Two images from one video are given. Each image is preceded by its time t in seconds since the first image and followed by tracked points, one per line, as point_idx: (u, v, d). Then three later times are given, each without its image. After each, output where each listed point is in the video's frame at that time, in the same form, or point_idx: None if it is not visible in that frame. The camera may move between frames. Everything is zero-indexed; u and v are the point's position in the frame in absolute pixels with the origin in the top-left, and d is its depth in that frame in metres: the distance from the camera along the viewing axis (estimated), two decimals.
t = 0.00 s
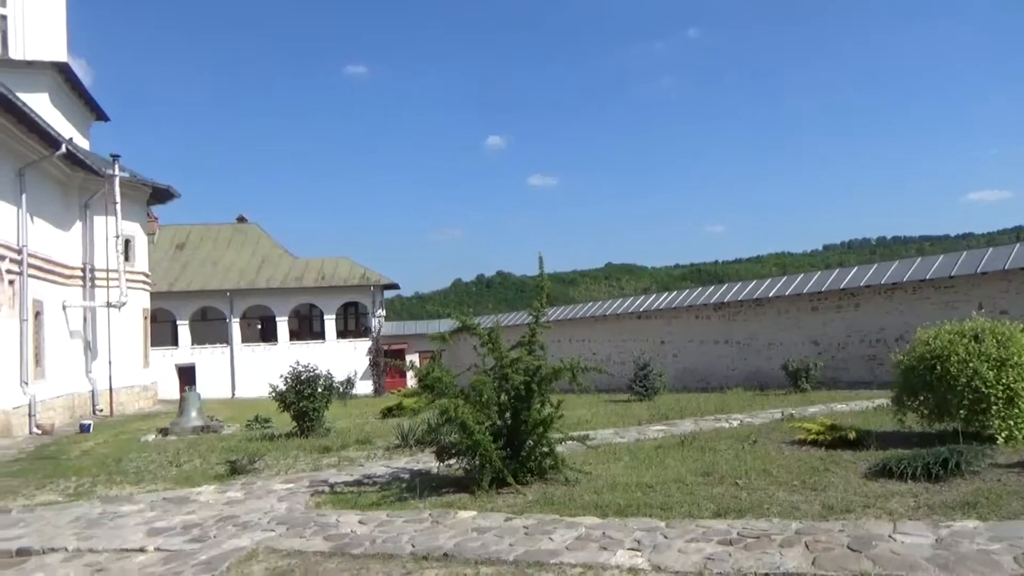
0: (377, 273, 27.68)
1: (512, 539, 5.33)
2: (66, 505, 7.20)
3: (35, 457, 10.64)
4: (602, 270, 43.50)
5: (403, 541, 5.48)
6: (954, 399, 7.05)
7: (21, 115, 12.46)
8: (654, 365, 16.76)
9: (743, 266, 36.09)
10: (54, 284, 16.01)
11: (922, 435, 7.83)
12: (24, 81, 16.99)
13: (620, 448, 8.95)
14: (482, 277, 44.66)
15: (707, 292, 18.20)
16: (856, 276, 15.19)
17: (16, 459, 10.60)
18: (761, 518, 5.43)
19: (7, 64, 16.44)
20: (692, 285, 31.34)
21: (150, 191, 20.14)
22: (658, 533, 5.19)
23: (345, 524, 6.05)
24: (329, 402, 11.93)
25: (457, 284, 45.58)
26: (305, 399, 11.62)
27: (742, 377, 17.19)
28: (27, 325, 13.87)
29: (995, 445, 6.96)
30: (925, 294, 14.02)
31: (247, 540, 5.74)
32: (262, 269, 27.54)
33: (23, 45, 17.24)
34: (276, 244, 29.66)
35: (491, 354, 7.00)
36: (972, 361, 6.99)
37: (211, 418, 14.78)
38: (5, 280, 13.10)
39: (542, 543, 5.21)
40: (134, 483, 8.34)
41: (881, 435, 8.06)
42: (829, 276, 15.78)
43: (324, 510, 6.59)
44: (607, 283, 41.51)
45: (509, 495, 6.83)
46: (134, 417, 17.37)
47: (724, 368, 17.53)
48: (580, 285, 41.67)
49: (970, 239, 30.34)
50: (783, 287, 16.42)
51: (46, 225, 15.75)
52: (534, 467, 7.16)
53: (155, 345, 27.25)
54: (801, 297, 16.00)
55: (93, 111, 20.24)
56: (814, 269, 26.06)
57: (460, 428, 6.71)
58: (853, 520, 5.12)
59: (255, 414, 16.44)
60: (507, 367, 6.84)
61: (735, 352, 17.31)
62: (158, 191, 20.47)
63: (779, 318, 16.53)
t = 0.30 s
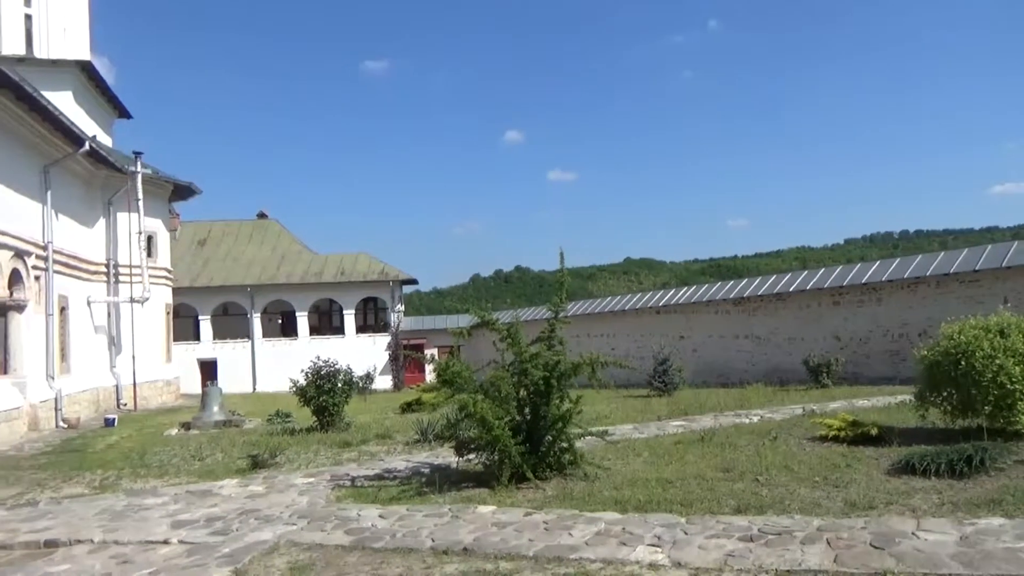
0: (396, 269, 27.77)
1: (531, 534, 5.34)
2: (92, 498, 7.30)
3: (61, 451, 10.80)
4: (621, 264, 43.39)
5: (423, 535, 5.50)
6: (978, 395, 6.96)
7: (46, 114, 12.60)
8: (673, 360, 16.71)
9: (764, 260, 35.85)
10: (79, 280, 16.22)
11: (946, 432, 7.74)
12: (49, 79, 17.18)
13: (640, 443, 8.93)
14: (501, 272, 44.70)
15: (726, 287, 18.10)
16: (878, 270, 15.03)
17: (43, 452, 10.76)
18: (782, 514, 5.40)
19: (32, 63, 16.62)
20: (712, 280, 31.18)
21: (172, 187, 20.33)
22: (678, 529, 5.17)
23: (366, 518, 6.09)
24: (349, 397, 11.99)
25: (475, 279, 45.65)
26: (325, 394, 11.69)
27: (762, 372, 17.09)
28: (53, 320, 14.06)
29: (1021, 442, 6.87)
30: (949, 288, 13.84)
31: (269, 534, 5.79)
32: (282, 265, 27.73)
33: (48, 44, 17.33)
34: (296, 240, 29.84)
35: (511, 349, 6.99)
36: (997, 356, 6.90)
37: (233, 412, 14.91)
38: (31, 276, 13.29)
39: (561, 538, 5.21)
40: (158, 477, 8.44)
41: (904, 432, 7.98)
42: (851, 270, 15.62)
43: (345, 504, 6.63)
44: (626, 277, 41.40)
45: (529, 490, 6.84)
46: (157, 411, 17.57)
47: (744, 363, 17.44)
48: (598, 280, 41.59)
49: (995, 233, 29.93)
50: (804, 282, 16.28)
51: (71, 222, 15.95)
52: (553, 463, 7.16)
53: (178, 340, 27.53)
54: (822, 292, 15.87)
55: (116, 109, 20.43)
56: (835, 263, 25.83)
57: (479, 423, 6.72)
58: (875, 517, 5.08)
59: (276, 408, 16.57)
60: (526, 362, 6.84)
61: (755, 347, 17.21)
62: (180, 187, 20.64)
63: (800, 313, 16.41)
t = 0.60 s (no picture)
0: (416, 267, 27.85)
1: (553, 532, 5.34)
2: (119, 495, 7.39)
3: (88, 449, 10.95)
4: (640, 262, 43.26)
5: (445, 533, 5.52)
6: (1006, 393, 6.87)
7: (70, 117, 12.77)
8: (694, 358, 16.63)
9: (785, 257, 35.58)
10: (105, 281, 16.43)
11: (972, 431, 7.65)
12: (73, 82, 17.42)
13: (661, 442, 8.90)
14: (520, 271, 44.72)
15: (748, 284, 17.98)
16: (902, 267, 14.86)
17: (71, 450, 10.92)
18: (805, 513, 5.36)
19: (57, 67, 16.85)
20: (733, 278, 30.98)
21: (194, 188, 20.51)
22: (700, 528, 5.15)
23: (388, 515, 6.12)
24: (370, 396, 12.05)
25: (495, 278, 45.70)
26: (346, 392, 11.76)
27: (784, 370, 16.96)
28: (79, 320, 14.25)
29: None
30: (975, 285, 13.66)
31: (293, 531, 5.84)
32: (303, 264, 27.91)
33: (73, 47, 17.50)
34: (316, 239, 30.03)
35: (531, 347, 7.00)
36: None
37: (255, 410, 15.04)
38: (58, 277, 13.49)
39: (583, 536, 5.21)
40: (184, 474, 8.53)
41: (929, 430, 7.90)
42: (874, 267, 15.46)
43: (367, 502, 6.67)
44: (646, 275, 41.26)
45: (550, 489, 6.84)
46: (182, 409, 17.76)
47: (766, 361, 17.32)
48: (618, 277, 41.48)
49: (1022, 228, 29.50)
50: (827, 279, 16.14)
51: (96, 223, 16.16)
52: (574, 461, 7.15)
53: (201, 339, 27.79)
54: (845, 289, 15.73)
55: (139, 111, 20.65)
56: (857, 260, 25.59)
57: (500, 421, 6.73)
58: (901, 516, 5.03)
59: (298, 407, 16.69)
60: (547, 360, 6.84)
61: (776, 345, 17.09)
62: (202, 188, 20.82)
63: (822, 311, 16.27)
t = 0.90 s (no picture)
0: (437, 265, 27.91)
1: (576, 530, 5.34)
2: (147, 490, 7.50)
3: (117, 444, 11.11)
4: (662, 259, 43.08)
5: (468, 530, 5.54)
6: None
7: (98, 117, 12.94)
8: (717, 355, 16.53)
9: (809, 254, 35.26)
10: (132, 279, 16.65)
11: (1002, 430, 7.54)
12: (101, 83, 17.65)
13: (684, 440, 8.86)
14: (541, 268, 44.72)
15: (771, 281, 17.84)
16: (929, 263, 14.66)
17: (101, 445, 11.10)
18: (832, 512, 5.31)
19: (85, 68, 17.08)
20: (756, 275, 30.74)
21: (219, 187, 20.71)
22: (724, 527, 5.13)
23: (411, 512, 6.15)
24: (393, 392, 12.11)
25: (516, 275, 45.73)
26: (369, 389, 11.83)
27: (809, 368, 16.81)
28: (107, 318, 14.46)
29: None
30: (1005, 281, 13.44)
31: (318, 526, 5.89)
32: (326, 262, 28.09)
33: (100, 49, 17.79)
34: (339, 237, 30.20)
35: (553, 345, 6.98)
36: None
37: (279, 407, 15.18)
38: (86, 275, 13.69)
39: (606, 534, 5.20)
40: (210, 470, 8.63)
41: (957, 429, 7.79)
42: (901, 264, 15.27)
43: (391, 499, 6.70)
44: (668, 272, 41.07)
45: (572, 486, 6.83)
46: (208, 405, 17.97)
47: (790, 358, 17.17)
48: (640, 274, 41.33)
49: None
50: (852, 275, 15.97)
51: (124, 222, 16.39)
52: (597, 459, 7.14)
53: (226, 336, 28.10)
54: (870, 286, 15.55)
55: (165, 111, 20.88)
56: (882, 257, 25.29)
57: (522, 418, 6.74)
58: (929, 516, 4.97)
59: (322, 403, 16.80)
60: (569, 358, 6.82)
61: (801, 342, 16.93)
62: (226, 187, 21.02)
63: (847, 308, 16.09)
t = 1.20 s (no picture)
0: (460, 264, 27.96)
1: (602, 529, 5.32)
2: (177, 488, 7.60)
3: (147, 443, 11.27)
4: (685, 257, 42.85)
5: (493, 528, 5.54)
6: None
7: (126, 121, 13.10)
8: (742, 352, 16.41)
9: (835, 249, 34.88)
10: (161, 280, 16.87)
11: None
12: (129, 88, 17.87)
13: (710, 437, 8.80)
14: (564, 266, 44.66)
15: (797, 277, 17.67)
16: (959, 257, 14.43)
17: (131, 443, 11.26)
18: (861, 511, 5.25)
19: (114, 73, 17.34)
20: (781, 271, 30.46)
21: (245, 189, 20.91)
22: (752, 525, 5.08)
23: (437, 510, 6.18)
24: (418, 391, 12.16)
25: (539, 273, 45.72)
26: (394, 388, 11.89)
27: (836, 364, 16.63)
28: (137, 319, 14.65)
29: None
30: None
31: (345, 524, 5.92)
32: (350, 262, 28.26)
33: (129, 54, 18.05)
34: (363, 237, 30.37)
35: (577, 343, 6.96)
36: None
37: (306, 406, 15.31)
38: (117, 277, 13.90)
39: (632, 533, 5.18)
40: (238, 468, 8.72)
41: (990, 426, 7.66)
42: (930, 258, 15.06)
43: (416, 497, 6.73)
44: (692, 269, 40.81)
45: (597, 485, 6.82)
46: (235, 404, 18.17)
47: (816, 355, 17.00)
48: (663, 272, 41.13)
49: None
50: (880, 270, 15.77)
51: (153, 224, 16.61)
52: (622, 457, 7.12)
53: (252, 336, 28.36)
54: (899, 281, 15.34)
55: (192, 114, 21.14)
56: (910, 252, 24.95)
57: (547, 417, 6.73)
58: (961, 514, 4.89)
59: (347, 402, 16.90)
60: (593, 356, 6.80)
61: (828, 339, 16.74)
62: (252, 188, 21.23)
63: (875, 303, 15.89)
